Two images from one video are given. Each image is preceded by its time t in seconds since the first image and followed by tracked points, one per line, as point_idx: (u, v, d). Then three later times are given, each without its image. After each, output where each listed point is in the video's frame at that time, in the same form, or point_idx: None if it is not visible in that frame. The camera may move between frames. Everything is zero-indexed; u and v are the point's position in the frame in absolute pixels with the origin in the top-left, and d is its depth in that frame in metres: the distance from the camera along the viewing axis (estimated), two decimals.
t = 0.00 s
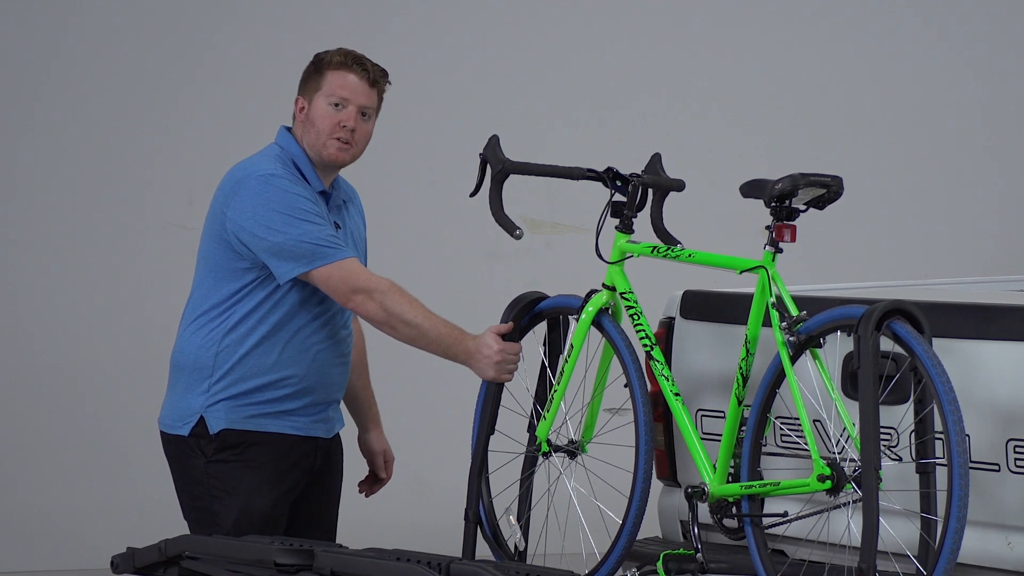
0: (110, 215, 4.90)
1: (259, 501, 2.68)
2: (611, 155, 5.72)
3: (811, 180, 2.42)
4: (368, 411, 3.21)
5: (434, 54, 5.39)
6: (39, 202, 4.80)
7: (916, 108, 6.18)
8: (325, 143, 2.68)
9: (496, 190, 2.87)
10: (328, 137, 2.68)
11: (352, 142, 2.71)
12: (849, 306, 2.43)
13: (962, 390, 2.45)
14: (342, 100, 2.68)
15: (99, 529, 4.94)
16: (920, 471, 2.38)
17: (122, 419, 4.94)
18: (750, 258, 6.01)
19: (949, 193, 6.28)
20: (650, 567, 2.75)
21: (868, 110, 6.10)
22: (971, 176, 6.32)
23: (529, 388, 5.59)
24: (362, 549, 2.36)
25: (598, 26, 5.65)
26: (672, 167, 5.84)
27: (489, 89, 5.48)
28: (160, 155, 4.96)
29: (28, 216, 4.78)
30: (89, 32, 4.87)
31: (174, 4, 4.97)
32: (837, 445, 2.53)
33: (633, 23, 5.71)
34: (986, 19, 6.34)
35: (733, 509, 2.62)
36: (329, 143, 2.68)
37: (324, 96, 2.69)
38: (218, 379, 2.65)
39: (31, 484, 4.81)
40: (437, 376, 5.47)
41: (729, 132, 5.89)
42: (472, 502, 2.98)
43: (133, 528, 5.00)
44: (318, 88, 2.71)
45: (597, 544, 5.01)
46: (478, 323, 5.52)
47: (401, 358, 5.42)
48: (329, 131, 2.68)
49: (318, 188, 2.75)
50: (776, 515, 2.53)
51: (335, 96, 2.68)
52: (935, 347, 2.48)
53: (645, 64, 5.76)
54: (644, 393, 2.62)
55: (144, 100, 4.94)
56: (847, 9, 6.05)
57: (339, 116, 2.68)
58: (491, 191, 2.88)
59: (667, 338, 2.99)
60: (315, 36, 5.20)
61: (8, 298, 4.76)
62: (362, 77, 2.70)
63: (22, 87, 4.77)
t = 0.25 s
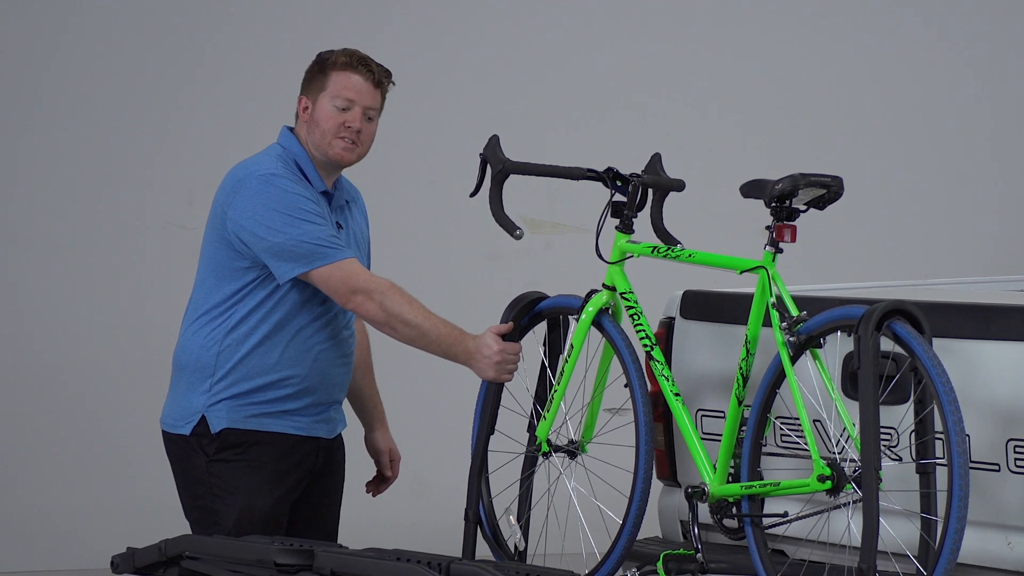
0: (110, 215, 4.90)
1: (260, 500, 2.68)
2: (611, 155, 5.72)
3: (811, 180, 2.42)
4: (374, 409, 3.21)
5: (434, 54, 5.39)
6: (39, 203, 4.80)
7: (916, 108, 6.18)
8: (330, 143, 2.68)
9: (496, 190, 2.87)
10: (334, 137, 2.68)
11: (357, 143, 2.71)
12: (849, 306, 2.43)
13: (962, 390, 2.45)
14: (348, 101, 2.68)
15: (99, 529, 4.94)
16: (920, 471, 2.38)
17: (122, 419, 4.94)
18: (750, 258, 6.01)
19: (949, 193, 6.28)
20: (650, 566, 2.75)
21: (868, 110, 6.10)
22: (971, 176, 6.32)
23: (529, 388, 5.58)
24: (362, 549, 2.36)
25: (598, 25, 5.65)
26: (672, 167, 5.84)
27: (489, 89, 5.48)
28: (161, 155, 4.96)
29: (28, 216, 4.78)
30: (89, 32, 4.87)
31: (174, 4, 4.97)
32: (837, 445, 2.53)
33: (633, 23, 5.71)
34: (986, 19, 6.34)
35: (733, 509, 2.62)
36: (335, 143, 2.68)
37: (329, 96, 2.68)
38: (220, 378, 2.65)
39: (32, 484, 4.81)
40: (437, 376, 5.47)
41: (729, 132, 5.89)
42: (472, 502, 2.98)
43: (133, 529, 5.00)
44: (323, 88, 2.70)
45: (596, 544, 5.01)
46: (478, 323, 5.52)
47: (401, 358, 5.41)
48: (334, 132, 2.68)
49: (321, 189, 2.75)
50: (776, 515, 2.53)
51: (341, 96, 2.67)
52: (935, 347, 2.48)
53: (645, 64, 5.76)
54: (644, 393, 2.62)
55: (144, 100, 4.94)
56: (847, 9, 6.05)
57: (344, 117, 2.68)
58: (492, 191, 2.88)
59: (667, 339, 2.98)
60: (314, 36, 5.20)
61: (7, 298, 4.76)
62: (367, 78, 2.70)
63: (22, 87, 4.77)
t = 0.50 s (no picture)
0: (110, 215, 4.90)
1: (266, 496, 2.66)
2: (611, 155, 5.72)
3: (811, 180, 2.42)
4: (384, 396, 3.20)
5: (434, 54, 5.39)
6: (39, 202, 4.80)
7: (916, 108, 6.18)
8: (333, 145, 2.69)
9: (497, 190, 2.87)
10: (337, 138, 2.69)
11: (359, 141, 2.72)
12: (849, 306, 2.43)
13: (962, 390, 2.45)
14: (348, 100, 2.68)
15: (99, 529, 4.94)
16: (920, 471, 2.38)
17: (122, 419, 4.93)
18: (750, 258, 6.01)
19: (950, 192, 6.28)
20: (650, 567, 2.75)
21: (868, 110, 6.10)
22: (971, 175, 6.32)
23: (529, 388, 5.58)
24: (362, 549, 2.35)
25: (598, 26, 5.65)
26: (673, 167, 5.84)
27: (489, 88, 5.48)
28: (161, 155, 4.96)
29: (28, 216, 4.78)
30: (89, 32, 4.87)
31: (174, 4, 4.97)
32: (837, 445, 2.53)
33: (633, 23, 5.71)
34: (986, 19, 6.34)
35: (733, 509, 2.62)
36: (339, 144, 2.69)
37: (330, 96, 2.68)
38: (224, 377, 2.65)
39: (31, 484, 4.81)
40: (437, 376, 5.47)
41: (729, 132, 5.89)
42: (472, 502, 2.98)
43: (133, 529, 5.01)
44: (322, 87, 2.69)
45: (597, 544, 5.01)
46: (478, 322, 5.52)
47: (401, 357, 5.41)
48: (337, 132, 2.68)
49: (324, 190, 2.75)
50: (776, 515, 2.53)
51: (341, 96, 2.67)
52: (935, 346, 2.48)
53: (645, 64, 5.76)
54: (644, 393, 2.62)
55: (144, 100, 4.94)
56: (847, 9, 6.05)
57: (347, 117, 2.68)
58: (492, 191, 2.88)
59: (667, 338, 2.98)
60: (314, 36, 5.20)
61: (7, 298, 4.76)
62: (365, 76, 2.71)
63: (22, 87, 4.77)
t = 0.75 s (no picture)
0: (110, 215, 4.90)
1: (288, 487, 2.67)
2: (611, 155, 5.72)
3: (811, 180, 2.42)
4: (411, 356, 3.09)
5: (434, 54, 5.39)
6: (38, 202, 4.80)
7: (916, 108, 6.18)
8: (338, 145, 2.71)
9: (497, 189, 2.87)
10: (341, 138, 2.70)
11: (361, 139, 2.75)
12: (849, 306, 2.43)
13: (962, 390, 2.45)
14: (350, 100, 2.70)
15: (99, 529, 4.94)
16: (920, 471, 2.38)
17: (122, 419, 4.93)
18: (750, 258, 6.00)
19: (950, 192, 6.28)
20: (651, 566, 2.74)
21: (868, 110, 6.10)
22: (971, 175, 6.32)
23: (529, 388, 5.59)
24: (362, 548, 2.35)
25: (598, 26, 5.65)
26: (673, 167, 5.84)
27: (490, 88, 5.48)
28: (161, 155, 4.96)
29: (27, 216, 4.78)
30: (89, 32, 4.87)
31: (174, 4, 4.97)
32: (836, 445, 2.53)
33: (633, 23, 5.71)
34: (986, 19, 6.34)
35: (733, 509, 2.62)
36: (343, 143, 2.71)
37: (330, 97, 2.68)
38: (237, 374, 2.65)
39: (32, 485, 4.81)
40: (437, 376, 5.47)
41: (729, 132, 5.89)
42: (472, 502, 2.97)
43: (133, 529, 5.01)
44: (320, 88, 2.69)
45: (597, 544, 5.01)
46: (478, 322, 5.52)
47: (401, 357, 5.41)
48: (342, 132, 2.70)
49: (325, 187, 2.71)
50: (776, 515, 2.54)
51: (342, 96, 2.68)
52: (935, 347, 2.48)
53: (645, 64, 5.76)
54: (644, 393, 2.62)
55: (143, 100, 4.94)
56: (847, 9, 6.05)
57: (349, 116, 2.70)
58: (492, 190, 2.88)
59: (667, 338, 2.98)
60: (314, 36, 5.20)
61: (8, 298, 4.76)
62: (365, 74, 2.72)
63: (22, 87, 4.77)
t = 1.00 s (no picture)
0: (110, 215, 4.90)
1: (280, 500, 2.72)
2: (611, 155, 5.72)
3: (811, 180, 2.42)
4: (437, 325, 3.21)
5: (433, 54, 5.39)
6: (38, 202, 4.80)
7: (916, 108, 6.18)
8: (332, 151, 2.70)
9: (497, 189, 2.87)
10: (336, 144, 2.69)
11: (357, 145, 2.72)
12: (849, 306, 2.43)
13: (962, 390, 2.45)
14: (344, 107, 2.67)
15: (99, 529, 4.95)
16: (920, 471, 2.38)
17: (122, 419, 4.93)
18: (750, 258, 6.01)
19: (950, 192, 6.28)
20: (650, 566, 2.75)
21: (869, 110, 6.10)
22: (971, 175, 6.32)
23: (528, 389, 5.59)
24: (362, 548, 2.35)
25: (598, 26, 5.64)
26: (673, 167, 5.84)
27: (489, 88, 5.48)
28: (161, 155, 4.96)
29: (27, 217, 4.78)
30: (89, 32, 4.86)
31: (174, 4, 4.97)
32: (836, 445, 2.54)
33: (633, 23, 5.71)
34: (986, 18, 6.34)
35: (733, 509, 2.62)
36: (338, 149, 2.69)
37: (323, 103, 2.66)
38: (230, 380, 2.69)
39: (32, 485, 4.82)
40: (437, 376, 5.47)
41: (729, 132, 5.89)
42: (472, 502, 2.97)
43: (134, 529, 5.01)
44: (314, 94, 2.67)
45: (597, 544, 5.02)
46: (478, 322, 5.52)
47: (401, 358, 5.41)
48: (336, 139, 2.68)
49: (314, 186, 2.73)
50: (776, 515, 2.54)
51: (336, 103, 2.66)
52: (935, 347, 2.48)
53: (645, 64, 5.76)
54: (644, 393, 2.62)
55: (143, 100, 4.93)
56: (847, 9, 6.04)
57: (344, 123, 2.68)
58: (492, 190, 2.89)
59: (667, 338, 2.98)
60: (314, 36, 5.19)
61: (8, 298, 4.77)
62: (359, 81, 2.69)
63: (22, 87, 4.78)
